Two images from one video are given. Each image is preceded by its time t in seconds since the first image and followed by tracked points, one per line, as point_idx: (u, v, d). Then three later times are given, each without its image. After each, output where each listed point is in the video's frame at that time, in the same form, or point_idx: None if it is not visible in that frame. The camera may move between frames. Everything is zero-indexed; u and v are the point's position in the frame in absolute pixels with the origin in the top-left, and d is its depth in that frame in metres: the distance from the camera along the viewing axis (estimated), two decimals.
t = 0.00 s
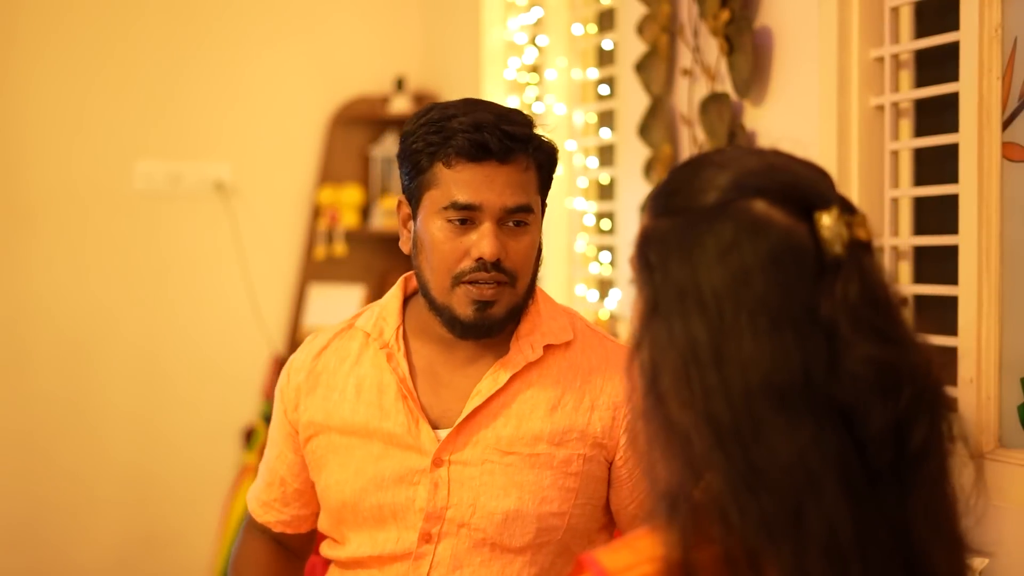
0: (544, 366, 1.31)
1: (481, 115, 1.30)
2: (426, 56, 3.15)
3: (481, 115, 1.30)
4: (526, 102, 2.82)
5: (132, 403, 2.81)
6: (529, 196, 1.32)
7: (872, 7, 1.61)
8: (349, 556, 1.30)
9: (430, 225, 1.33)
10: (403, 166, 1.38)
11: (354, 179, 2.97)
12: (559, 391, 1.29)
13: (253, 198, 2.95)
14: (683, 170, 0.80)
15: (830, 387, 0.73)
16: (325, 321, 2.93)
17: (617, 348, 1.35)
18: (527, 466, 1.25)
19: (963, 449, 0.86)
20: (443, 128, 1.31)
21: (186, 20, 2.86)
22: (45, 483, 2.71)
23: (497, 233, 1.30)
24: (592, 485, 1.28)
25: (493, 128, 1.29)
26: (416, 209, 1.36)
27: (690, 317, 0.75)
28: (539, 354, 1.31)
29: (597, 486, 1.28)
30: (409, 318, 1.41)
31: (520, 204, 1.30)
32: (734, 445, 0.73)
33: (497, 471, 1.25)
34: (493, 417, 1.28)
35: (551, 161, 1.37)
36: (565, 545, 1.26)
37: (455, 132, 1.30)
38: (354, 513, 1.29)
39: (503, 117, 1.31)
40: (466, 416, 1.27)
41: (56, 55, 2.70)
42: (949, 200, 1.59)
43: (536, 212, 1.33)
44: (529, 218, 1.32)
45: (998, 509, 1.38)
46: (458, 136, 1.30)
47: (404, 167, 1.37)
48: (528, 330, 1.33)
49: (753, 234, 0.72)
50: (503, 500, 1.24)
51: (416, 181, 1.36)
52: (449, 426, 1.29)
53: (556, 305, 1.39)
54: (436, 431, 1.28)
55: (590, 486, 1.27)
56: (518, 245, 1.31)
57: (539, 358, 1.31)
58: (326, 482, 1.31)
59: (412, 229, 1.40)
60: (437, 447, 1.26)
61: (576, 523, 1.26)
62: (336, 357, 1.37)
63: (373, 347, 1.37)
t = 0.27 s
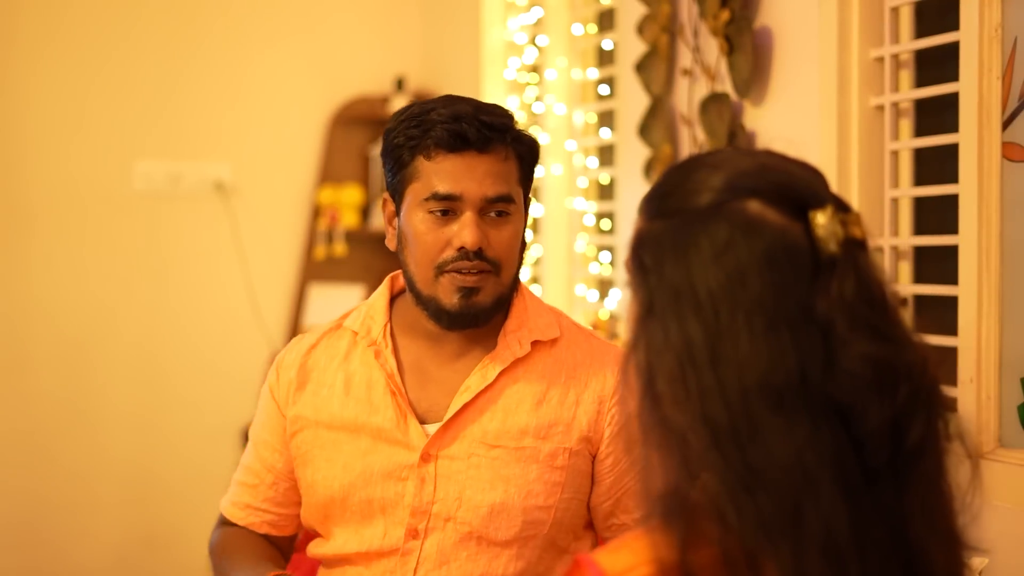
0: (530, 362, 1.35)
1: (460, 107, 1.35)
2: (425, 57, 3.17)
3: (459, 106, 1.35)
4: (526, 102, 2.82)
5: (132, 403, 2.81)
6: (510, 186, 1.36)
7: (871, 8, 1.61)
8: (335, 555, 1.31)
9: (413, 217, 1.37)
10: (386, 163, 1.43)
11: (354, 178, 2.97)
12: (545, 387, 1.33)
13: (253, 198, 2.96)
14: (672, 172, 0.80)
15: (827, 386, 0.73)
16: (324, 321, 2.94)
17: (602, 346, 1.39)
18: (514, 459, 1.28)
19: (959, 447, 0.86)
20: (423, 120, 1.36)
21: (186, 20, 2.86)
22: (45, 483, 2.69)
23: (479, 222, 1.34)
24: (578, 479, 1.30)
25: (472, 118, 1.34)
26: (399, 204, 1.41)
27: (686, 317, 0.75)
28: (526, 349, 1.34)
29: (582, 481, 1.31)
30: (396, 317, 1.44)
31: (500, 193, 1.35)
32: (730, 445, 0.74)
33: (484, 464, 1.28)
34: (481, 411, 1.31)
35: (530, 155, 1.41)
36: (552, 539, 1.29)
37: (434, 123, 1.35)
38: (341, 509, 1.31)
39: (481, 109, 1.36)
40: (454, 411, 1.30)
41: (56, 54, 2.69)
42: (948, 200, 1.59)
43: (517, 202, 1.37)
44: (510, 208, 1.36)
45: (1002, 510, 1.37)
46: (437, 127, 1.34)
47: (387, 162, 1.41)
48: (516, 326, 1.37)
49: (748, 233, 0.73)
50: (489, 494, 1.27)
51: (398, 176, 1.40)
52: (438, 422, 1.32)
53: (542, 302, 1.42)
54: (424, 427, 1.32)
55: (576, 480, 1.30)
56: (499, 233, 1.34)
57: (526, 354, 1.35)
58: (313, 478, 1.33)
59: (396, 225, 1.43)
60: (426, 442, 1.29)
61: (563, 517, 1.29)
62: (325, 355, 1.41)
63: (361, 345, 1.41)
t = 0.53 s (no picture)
0: (510, 353, 1.39)
1: (435, 100, 1.42)
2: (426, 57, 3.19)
3: (434, 100, 1.42)
4: (526, 102, 2.82)
5: (132, 403, 2.81)
6: (485, 177, 1.42)
7: (871, 8, 1.61)
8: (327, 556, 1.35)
9: (392, 211, 1.42)
10: (364, 160, 1.48)
11: (354, 178, 2.97)
12: (525, 377, 1.37)
13: (253, 198, 2.96)
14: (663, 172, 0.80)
15: (819, 385, 0.73)
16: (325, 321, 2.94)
17: (581, 334, 1.42)
18: (496, 451, 1.32)
19: (951, 445, 0.86)
20: (399, 114, 1.42)
21: (186, 20, 2.86)
22: (45, 484, 2.70)
23: (456, 212, 1.40)
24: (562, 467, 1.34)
25: (446, 110, 1.41)
26: (378, 199, 1.46)
27: (679, 316, 0.75)
28: (505, 340, 1.39)
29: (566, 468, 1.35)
30: (380, 317, 1.48)
31: (476, 184, 1.41)
32: (723, 445, 0.74)
33: (467, 456, 1.32)
34: (464, 405, 1.35)
35: (505, 148, 1.47)
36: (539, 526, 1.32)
37: (410, 116, 1.41)
38: (331, 510, 1.35)
39: (455, 102, 1.43)
40: (437, 406, 1.35)
41: (56, 54, 2.69)
42: (948, 200, 1.60)
43: (492, 193, 1.43)
44: (486, 198, 1.42)
45: (999, 507, 1.38)
46: (413, 119, 1.41)
47: (366, 160, 1.47)
48: (496, 317, 1.41)
49: (741, 233, 0.73)
50: (473, 486, 1.31)
51: (376, 171, 1.46)
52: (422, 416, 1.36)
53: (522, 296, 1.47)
54: (409, 423, 1.36)
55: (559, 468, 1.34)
56: (476, 223, 1.40)
57: (505, 345, 1.40)
58: (303, 480, 1.36)
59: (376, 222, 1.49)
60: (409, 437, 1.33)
61: (547, 506, 1.33)
62: (312, 359, 1.43)
63: (347, 346, 1.44)
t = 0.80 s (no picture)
0: (493, 353, 1.39)
1: (410, 99, 1.41)
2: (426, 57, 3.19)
3: (409, 99, 1.41)
4: (526, 102, 2.82)
5: (132, 403, 2.82)
6: (460, 177, 1.41)
7: (871, 8, 1.61)
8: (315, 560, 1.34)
9: (367, 210, 1.42)
10: (341, 160, 1.48)
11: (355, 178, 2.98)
12: (510, 376, 1.36)
13: (253, 198, 2.97)
14: (649, 172, 0.80)
15: (807, 388, 0.73)
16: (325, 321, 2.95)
17: (567, 332, 1.42)
18: (483, 452, 1.31)
19: (939, 442, 0.86)
20: (374, 114, 1.41)
21: (186, 20, 2.87)
22: (45, 483, 2.70)
23: (431, 212, 1.39)
24: (549, 466, 1.34)
25: (421, 109, 1.40)
26: (354, 198, 1.46)
27: (666, 318, 0.76)
28: (488, 340, 1.38)
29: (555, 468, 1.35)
30: (362, 319, 1.47)
31: (451, 184, 1.40)
32: (710, 449, 0.74)
33: (453, 459, 1.31)
34: (448, 405, 1.35)
35: (482, 146, 1.46)
36: (528, 528, 1.32)
37: (385, 116, 1.40)
38: (317, 514, 1.34)
39: (430, 101, 1.42)
40: (421, 406, 1.34)
41: (56, 54, 2.70)
42: (948, 200, 1.61)
43: (468, 192, 1.43)
44: (462, 198, 1.42)
45: (1000, 508, 1.38)
46: (388, 119, 1.40)
47: (344, 160, 1.47)
48: (478, 318, 1.41)
49: (729, 235, 0.73)
50: (459, 487, 1.30)
51: (353, 171, 1.45)
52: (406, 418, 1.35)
53: (503, 295, 1.47)
54: (392, 426, 1.35)
55: (547, 468, 1.34)
56: (451, 223, 1.40)
57: (488, 345, 1.39)
58: (290, 485, 1.36)
59: (353, 221, 1.49)
60: (394, 439, 1.32)
61: (534, 507, 1.32)
62: (294, 363, 1.43)
63: (328, 349, 1.43)
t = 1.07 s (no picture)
0: (476, 356, 1.34)
1: (400, 102, 1.36)
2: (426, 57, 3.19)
3: (400, 101, 1.36)
4: (527, 102, 2.83)
5: (132, 403, 2.82)
6: (451, 183, 1.37)
7: (871, 8, 1.61)
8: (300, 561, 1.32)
9: (355, 213, 1.38)
10: (330, 161, 1.43)
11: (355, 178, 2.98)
12: (492, 379, 1.31)
13: (253, 199, 2.97)
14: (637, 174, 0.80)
15: (799, 385, 0.73)
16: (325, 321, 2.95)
17: (553, 334, 1.36)
18: (461, 456, 1.27)
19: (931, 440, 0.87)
20: (365, 115, 1.37)
21: (187, 20, 2.87)
22: (45, 483, 2.71)
23: (420, 218, 1.35)
24: (529, 471, 1.29)
25: (412, 113, 1.35)
26: (342, 200, 1.41)
27: (656, 319, 0.76)
28: (469, 345, 1.33)
29: (535, 473, 1.29)
30: (347, 319, 1.44)
31: (440, 190, 1.35)
32: (701, 448, 0.75)
33: (432, 462, 1.27)
34: (428, 407, 1.30)
35: (474, 149, 1.41)
36: (506, 534, 1.27)
37: (376, 118, 1.36)
38: (299, 513, 1.31)
39: (422, 104, 1.37)
40: (400, 408, 1.30)
41: (56, 54, 2.70)
42: (948, 199, 1.61)
43: (458, 198, 1.38)
44: (451, 204, 1.37)
45: (999, 508, 1.38)
46: (378, 122, 1.35)
47: (332, 159, 1.42)
48: (460, 321, 1.35)
49: (719, 234, 0.73)
50: (438, 492, 1.26)
51: (342, 171, 1.41)
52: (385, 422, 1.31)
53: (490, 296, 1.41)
54: (372, 428, 1.31)
55: (528, 473, 1.28)
56: (440, 230, 1.35)
57: (470, 349, 1.34)
58: (273, 483, 1.34)
59: (340, 223, 1.44)
60: (373, 441, 1.29)
61: (513, 512, 1.27)
62: (282, 362, 1.40)
63: (314, 350, 1.40)
